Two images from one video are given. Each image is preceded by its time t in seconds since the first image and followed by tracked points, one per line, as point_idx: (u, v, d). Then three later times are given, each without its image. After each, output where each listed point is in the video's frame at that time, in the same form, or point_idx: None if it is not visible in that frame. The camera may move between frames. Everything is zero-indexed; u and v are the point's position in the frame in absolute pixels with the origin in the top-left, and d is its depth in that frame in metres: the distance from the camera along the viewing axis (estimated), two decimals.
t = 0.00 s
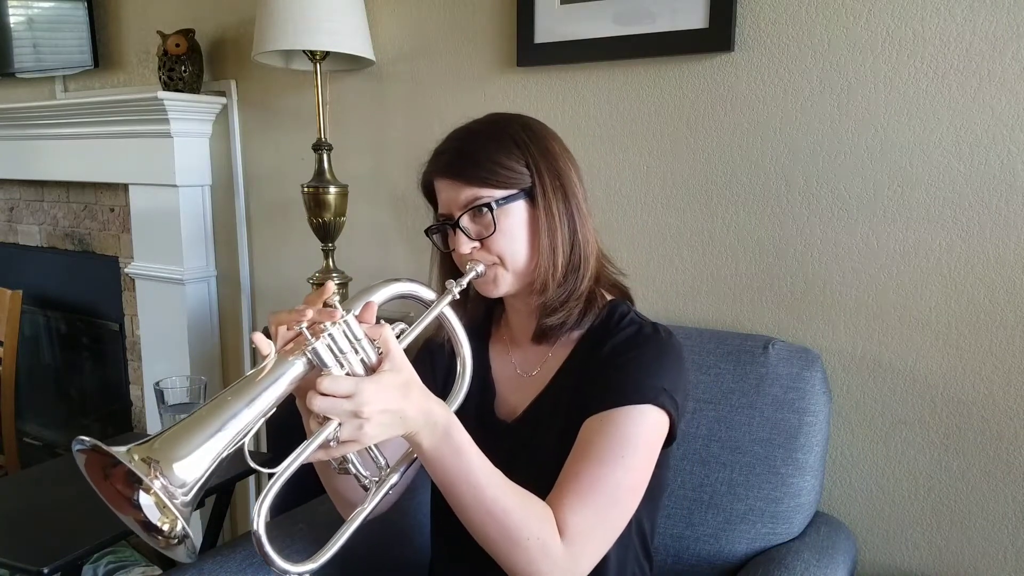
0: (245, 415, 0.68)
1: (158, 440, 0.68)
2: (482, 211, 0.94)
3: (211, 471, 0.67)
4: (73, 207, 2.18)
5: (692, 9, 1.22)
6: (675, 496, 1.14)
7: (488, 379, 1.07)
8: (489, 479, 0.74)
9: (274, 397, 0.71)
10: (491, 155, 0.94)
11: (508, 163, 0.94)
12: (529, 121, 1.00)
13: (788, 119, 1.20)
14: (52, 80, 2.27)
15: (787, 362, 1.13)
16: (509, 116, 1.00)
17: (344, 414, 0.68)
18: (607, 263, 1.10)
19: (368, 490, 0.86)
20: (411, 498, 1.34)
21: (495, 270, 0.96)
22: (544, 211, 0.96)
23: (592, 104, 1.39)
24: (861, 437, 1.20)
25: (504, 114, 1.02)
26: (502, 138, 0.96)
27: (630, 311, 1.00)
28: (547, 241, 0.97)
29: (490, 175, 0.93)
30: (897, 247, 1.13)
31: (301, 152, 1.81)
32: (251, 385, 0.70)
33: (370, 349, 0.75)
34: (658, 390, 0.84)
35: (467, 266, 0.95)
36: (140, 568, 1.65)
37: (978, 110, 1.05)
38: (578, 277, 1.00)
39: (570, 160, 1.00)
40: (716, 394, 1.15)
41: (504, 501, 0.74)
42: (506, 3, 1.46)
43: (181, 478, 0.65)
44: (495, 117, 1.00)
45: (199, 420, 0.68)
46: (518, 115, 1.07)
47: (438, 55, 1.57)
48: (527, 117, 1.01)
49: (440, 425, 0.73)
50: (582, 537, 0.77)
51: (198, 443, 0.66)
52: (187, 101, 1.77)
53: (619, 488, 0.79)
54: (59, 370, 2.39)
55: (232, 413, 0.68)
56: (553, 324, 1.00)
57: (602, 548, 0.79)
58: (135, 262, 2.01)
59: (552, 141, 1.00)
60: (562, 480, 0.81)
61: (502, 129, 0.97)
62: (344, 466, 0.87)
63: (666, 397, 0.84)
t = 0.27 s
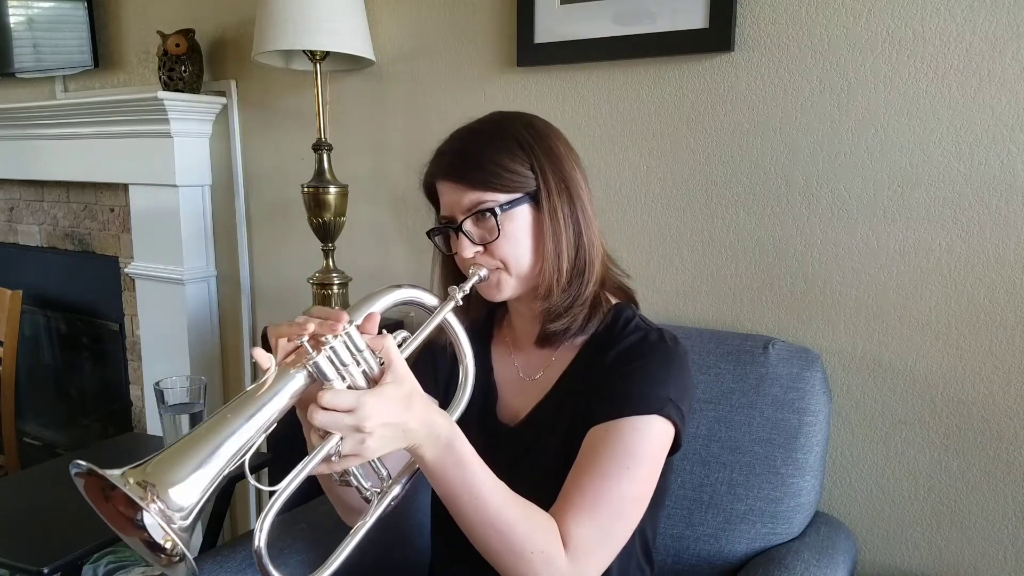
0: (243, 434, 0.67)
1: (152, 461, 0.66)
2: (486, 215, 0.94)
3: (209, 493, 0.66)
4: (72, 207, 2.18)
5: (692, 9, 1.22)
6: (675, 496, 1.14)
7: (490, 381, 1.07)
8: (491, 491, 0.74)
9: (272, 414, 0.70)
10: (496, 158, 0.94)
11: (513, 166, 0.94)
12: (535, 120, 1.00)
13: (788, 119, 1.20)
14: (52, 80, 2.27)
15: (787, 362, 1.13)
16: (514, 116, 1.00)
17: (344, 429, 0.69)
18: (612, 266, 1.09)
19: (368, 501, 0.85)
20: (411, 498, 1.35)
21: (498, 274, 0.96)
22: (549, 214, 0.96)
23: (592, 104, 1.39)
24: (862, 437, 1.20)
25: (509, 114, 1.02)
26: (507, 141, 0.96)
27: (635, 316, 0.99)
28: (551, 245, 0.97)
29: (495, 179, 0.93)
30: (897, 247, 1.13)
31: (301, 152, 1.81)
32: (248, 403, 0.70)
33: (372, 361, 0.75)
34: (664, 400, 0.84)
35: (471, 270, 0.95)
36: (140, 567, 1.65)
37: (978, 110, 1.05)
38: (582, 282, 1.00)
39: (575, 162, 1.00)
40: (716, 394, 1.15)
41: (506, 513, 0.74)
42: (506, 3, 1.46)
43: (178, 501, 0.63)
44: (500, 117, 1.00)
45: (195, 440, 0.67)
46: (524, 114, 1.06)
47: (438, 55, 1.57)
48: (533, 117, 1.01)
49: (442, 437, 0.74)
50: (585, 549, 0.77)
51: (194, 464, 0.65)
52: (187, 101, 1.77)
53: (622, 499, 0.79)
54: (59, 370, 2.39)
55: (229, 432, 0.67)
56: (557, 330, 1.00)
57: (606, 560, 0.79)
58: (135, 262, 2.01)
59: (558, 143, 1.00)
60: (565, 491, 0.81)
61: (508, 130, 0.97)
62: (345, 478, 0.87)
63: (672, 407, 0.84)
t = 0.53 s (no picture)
0: (225, 436, 0.66)
1: (130, 463, 0.65)
2: (489, 213, 0.94)
3: (189, 496, 0.65)
4: (73, 207, 2.18)
5: (692, 9, 1.22)
6: (675, 496, 1.14)
7: (490, 381, 1.08)
8: (484, 499, 0.74)
9: (258, 415, 0.69)
10: (501, 156, 0.94)
11: (518, 163, 0.94)
12: (541, 114, 1.00)
13: (788, 119, 1.20)
14: (52, 80, 2.27)
15: (787, 362, 1.13)
16: (520, 109, 1.00)
17: (334, 431, 0.69)
18: (614, 268, 1.09)
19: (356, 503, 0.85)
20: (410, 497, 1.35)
21: (498, 274, 0.96)
22: (553, 214, 0.96)
23: (592, 104, 1.39)
24: (862, 437, 1.20)
25: (517, 106, 1.01)
26: (513, 138, 0.95)
27: (637, 320, 0.99)
28: (554, 246, 0.97)
29: (498, 177, 0.93)
30: (897, 246, 1.13)
31: (301, 153, 1.81)
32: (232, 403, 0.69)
33: (365, 361, 0.76)
34: (664, 409, 0.84)
35: (471, 268, 0.96)
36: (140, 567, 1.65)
37: (978, 110, 1.05)
38: (584, 285, 1.00)
39: (581, 162, 1.00)
40: (717, 393, 1.15)
41: (498, 521, 0.74)
42: (506, 4, 1.46)
43: (154, 506, 0.62)
44: (507, 111, 0.99)
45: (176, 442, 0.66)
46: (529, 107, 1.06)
47: (438, 55, 1.57)
48: (540, 111, 1.00)
49: (434, 442, 0.74)
50: (579, 558, 0.77)
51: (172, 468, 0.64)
52: (187, 101, 1.77)
53: (617, 508, 0.79)
54: (59, 370, 2.39)
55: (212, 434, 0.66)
56: (558, 332, 0.99)
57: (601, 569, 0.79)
58: (135, 262, 2.01)
59: (564, 141, 0.99)
60: (560, 500, 0.81)
61: (514, 125, 0.97)
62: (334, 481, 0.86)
63: (672, 416, 0.84)
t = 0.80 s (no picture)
0: (207, 442, 0.67)
1: (110, 473, 0.65)
2: (488, 215, 0.94)
3: (171, 504, 0.65)
4: (73, 207, 2.18)
5: (692, 9, 1.22)
6: (675, 496, 1.14)
7: (487, 382, 1.07)
8: (474, 508, 0.75)
9: (241, 420, 0.69)
10: (504, 157, 0.93)
11: (520, 164, 0.94)
12: (545, 112, 0.99)
13: (788, 119, 1.20)
14: (52, 80, 2.27)
15: (787, 362, 1.13)
16: (524, 106, 0.99)
17: (322, 437, 0.68)
18: (615, 271, 1.09)
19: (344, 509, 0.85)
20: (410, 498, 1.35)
21: (496, 276, 0.96)
22: (553, 216, 0.96)
23: (592, 104, 1.39)
24: (862, 437, 1.20)
25: (522, 102, 1.01)
26: (516, 138, 0.95)
27: (635, 324, 0.99)
28: (554, 249, 0.97)
29: (500, 179, 0.93)
30: (897, 246, 1.13)
31: (301, 152, 1.81)
32: (214, 409, 0.69)
33: (355, 365, 0.76)
34: (660, 418, 0.84)
35: (468, 268, 0.96)
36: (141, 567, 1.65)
37: (978, 110, 1.05)
38: (583, 291, 1.00)
39: (584, 164, 0.99)
40: (717, 394, 1.15)
41: (489, 529, 0.74)
42: (506, 4, 1.46)
43: (134, 516, 0.62)
44: (510, 109, 0.99)
45: (157, 450, 0.66)
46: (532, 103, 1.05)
47: (438, 55, 1.57)
48: (544, 109, 1.00)
49: (424, 448, 0.74)
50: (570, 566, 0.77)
51: (153, 476, 0.64)
52: (186, 101, 1.77)
53: (609, 517, 0.79)
54: (59, 370, 2.39)
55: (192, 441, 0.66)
56: (555, 338, 0.99)
57: None
58: (135, 262, 2.01)
59: (568, 142, 0.99)
60: (551, 507, 0.81)
61: (518, 122, 0.96)
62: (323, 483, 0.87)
63: (667, 426, 0.84)
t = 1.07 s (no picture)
0: (212, 445, 0.67)
1: (117, 476, 0.66)
2: (485, 218, 0.94)
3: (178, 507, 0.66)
4: (72, 207, 2.18)
5: (692, 9, 1.22)
6: (675, 496, 1.14)
7: (486, 383, 1.07)
8: (476, 504, 0.75)
9: (245, 423, 0.69)
10: (499, 160, 0.93)
11: (516, 168, 0.94)
12: (542, 115, 0.99)
13: (788, 119, 1.20)
14: (52, 80, 2.27)
15: (787, 362, 1.13)
16: (520, 109, 0.99)
17: (325, 439, 0.69)
18: (612, 271, 1.09)
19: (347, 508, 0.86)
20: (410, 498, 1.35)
21: (493, 277, 0.96)
22: (550, 218, 0.96)
23: (592, 104, 1.39)
24: (862, 437, 1.20)
25: (518, 105, 1.01)
26: (512, 140, 0.95)
27: (631, 322, 0.99)
28: (551, 250, 0.97)
29: (496, 182, 0.93)
30: (897, 246, 1.13)
31: (301, 153, 1.81)
32: (219, 412, 0.69)
33: (356, 368, 0.76)
34: (657, 412, 0.83)
35: (466, 270, 0.96)
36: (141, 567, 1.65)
37: (978, 110, 1.05)
38: (580, 290, 1.00)
39: (580, 165, 0.99)
40: (717, 394, 1.14)
41: (490, 526, 0.74)
42: (507, 4, 1.46)
43: (141, 519, 0.63)
44: (506, 111, 0.99)
45: (163, 453, 0.66)
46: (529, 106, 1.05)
47: (438, 55, 1.57)
48: (540, 112, 1.00)
49: (426, 448, 0.74)
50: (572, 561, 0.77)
51: (159, 480, 0.64)
52: (186, 101, 1.77)
53: (611, 512, 0.79)
54: (59, 370, 2.39)
55: (197, 444, 0.66)
56: (553, 338, 0.99)
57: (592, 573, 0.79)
58: (135, 262, 2.01)
59: (564, 143, 0.99)
60: (552, 504, 0.81)
61: (514, 126, 0.96)
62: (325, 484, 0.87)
63: (665, 420, 0.84)
